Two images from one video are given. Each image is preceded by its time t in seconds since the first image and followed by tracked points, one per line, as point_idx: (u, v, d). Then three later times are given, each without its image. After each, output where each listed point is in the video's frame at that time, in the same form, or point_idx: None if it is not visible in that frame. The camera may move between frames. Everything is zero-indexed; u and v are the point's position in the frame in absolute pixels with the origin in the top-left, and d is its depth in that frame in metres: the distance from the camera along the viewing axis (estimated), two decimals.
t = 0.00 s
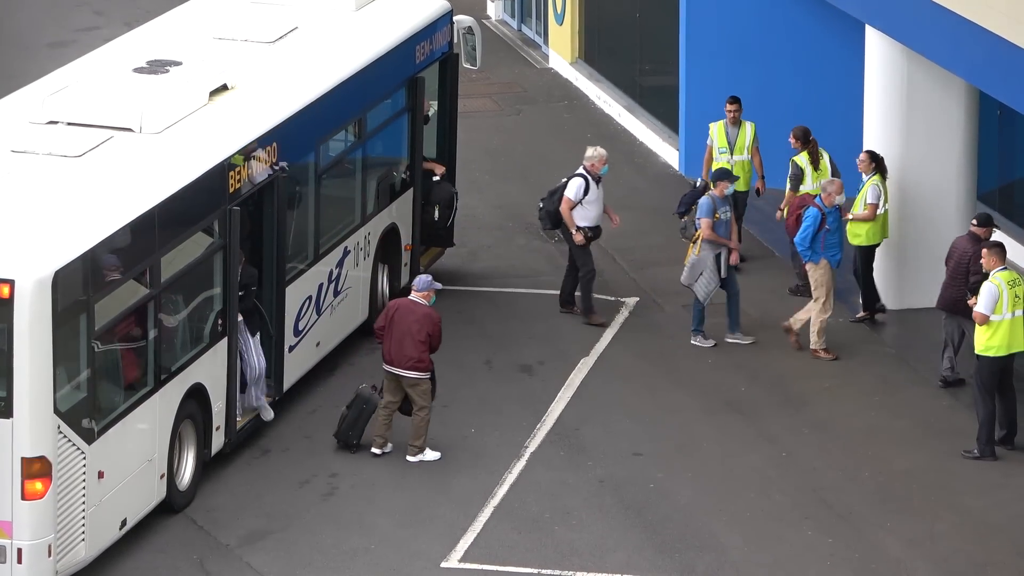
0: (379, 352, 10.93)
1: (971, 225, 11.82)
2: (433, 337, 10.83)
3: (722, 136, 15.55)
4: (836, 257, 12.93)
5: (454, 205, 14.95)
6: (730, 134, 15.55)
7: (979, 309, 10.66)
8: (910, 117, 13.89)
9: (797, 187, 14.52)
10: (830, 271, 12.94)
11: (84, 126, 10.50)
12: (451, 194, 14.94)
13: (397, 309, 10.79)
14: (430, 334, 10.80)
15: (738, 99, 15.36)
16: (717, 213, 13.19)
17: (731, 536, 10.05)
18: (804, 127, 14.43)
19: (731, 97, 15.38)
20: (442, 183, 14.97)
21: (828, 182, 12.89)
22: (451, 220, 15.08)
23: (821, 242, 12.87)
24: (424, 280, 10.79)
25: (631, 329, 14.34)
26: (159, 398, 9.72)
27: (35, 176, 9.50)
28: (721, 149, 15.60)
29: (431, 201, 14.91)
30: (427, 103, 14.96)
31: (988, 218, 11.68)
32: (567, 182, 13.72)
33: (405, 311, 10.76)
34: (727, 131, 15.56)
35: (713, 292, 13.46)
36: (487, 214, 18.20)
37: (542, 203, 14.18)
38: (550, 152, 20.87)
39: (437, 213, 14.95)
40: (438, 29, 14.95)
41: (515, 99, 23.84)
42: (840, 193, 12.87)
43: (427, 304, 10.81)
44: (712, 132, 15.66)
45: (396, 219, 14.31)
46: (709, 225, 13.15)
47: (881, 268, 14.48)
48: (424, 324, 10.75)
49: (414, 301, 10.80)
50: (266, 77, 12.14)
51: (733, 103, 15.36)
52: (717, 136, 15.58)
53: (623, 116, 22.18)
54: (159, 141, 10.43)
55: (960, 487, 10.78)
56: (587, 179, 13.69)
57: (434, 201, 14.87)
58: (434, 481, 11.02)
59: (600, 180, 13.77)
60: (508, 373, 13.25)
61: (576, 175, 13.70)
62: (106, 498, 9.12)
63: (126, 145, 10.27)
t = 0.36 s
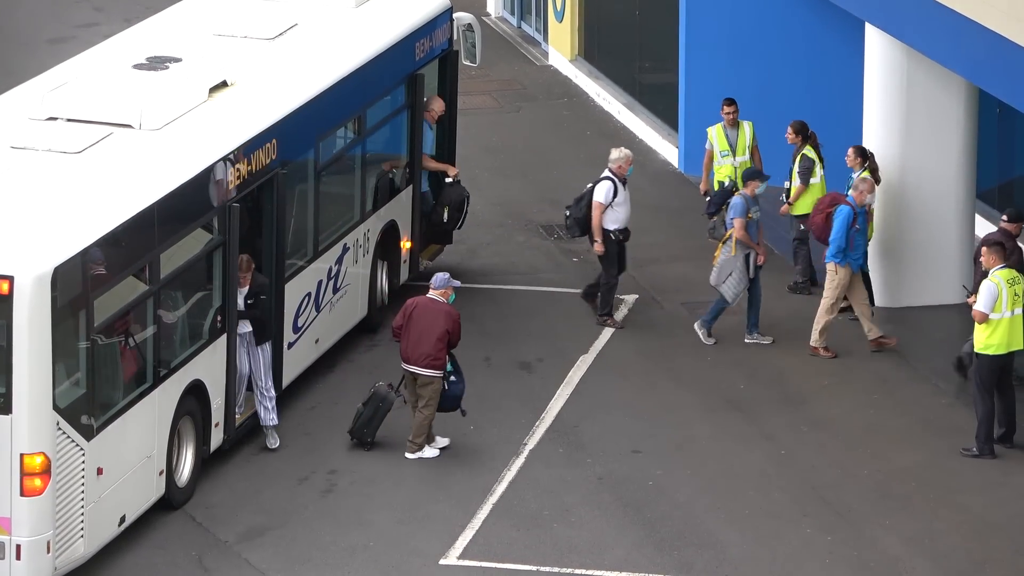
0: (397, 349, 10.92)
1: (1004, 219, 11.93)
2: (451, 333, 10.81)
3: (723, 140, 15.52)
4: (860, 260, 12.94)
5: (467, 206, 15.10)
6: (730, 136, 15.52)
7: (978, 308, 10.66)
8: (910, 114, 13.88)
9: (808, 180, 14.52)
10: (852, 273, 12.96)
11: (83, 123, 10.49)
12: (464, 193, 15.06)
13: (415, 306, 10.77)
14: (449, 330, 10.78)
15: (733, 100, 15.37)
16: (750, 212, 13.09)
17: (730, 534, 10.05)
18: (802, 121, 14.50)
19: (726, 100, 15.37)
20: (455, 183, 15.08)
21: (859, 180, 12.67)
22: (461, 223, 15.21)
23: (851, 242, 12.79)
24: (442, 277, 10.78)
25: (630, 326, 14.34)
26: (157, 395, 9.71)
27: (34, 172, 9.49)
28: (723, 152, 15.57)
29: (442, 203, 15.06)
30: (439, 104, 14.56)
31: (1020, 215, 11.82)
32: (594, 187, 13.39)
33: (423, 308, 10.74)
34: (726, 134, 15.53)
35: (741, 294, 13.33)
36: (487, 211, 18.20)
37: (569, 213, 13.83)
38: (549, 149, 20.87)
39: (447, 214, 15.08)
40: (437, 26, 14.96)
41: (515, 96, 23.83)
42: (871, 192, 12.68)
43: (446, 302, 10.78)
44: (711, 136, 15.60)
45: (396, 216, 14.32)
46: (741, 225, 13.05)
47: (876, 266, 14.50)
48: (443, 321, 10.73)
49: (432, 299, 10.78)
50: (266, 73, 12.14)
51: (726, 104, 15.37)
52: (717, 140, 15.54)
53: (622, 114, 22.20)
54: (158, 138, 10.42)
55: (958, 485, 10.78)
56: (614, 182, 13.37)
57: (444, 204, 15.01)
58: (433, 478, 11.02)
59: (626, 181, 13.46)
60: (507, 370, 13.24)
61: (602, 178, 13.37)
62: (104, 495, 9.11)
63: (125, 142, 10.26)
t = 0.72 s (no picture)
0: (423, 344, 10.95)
1: None
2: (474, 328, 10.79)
3: (725, 138, 15.51)
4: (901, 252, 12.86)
5: (486, 216, 14.63)
6: (732, 134, 15.53)
7: (977, 305, 10.66)
8: (910, 112, 13.88)
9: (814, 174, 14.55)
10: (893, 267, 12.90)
11: (83, 119, 10.49)
12: (481, 201, 14.58)
13: (439, 302, 10.79)
14: (472, 326, 10.77)
15: (735, 98, 15.43)
16: (777, 212, 13.11)
17: (729, 531, 10.05)
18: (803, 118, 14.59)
19: (729, 98, 15.41)
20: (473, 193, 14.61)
21: (898, 174, 12.69)
22: (481, 233, 14.70)
23: (892, 233, 12.77)
24: (465, 273, 10.72)
25: (629, 323, 14.33)
26: (157, 391, 9.71)
27: (34, 168, 9.48)
28: (725, 150, 15.55)
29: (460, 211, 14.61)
30: (459, 111, 14.48)
31: None
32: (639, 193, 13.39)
33: (446, 304, 10.75)
34: (728, 132, 15.53)
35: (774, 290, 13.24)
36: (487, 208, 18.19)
37: (607, 217, 13.79)
38: (548, 146, 20.87)
39: (465, 224, 14.64)
40: (437, 23, 14.96)
41: (514, 93, 23.83)
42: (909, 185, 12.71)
43: (470, 298, 10.77)
44: (713, 135, 15.60)
45: (395, 212, 14.32)
46: (768, 226, 13.01)
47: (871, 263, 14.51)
48: (466, 317, 10.73)
49: (457, 295, 10.76)
50: (266, 69, 12.13)
51: (728, 102, 15.42)
52: (720, 138, 15.53)
53: (621, 111, 22.19)
54: (158, 135, 10.42)
55: (957, 482, 10.78)
56: (658, 189, 13.38)
57: (461, 212, 14.56)
58: (432, 475, 11.03)
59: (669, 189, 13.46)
60: (506, 367, 13.24)
61: (646, 186, 13.38)
62: (103, 491, 9.11)
63: (125, 138, 10.26)
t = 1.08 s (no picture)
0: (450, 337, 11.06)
1: None
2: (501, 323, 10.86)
3: (728, 134, 15.47)
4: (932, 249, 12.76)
5: (513, 241, 14.27)
6: (736, 131, 15.50)
7: (976, 302, 10.66)
8: (909, 110, 13.88)
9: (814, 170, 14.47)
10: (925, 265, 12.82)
11: (81, 115, 10.47)
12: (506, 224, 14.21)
13: (470, 295, 10.92)
14: (499, 321, 10.85)
15: (743, 95, 15.33)
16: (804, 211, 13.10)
17: (728, 528, 10.06)
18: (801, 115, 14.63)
19: (737, 94, 15.35)
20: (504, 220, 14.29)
21: (926, 174, 12.38)
22: (510, 257, 14.36)
23: (922, 233, 12.62)
24: (501, 270, 10.91)
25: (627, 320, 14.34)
26: (155, 388, 9.71)
27: (33, 165, 9.48)
28: (727, 147, 15.50)
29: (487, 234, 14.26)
30: (491, 135, 13.95)
31: None
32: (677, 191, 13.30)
33: (477, 297, 10.88)
34: (732, 129, 15.50)
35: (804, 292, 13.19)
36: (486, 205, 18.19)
37: (648, 212, 13.71)
38: (547, 143, 20.86)
39: (492, 247, 14.26)
40: (436, 19, 14.95)
41: (513, 90, 23.83)
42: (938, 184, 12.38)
43: (501, 294, 10.91)
44: (718, 131, 15.57)
45: (394, 209, 14.32)
46: (795, 225, 13.04)
47: (869, 261, 14.54)
48: (494, 312, 10.83)
49: (489, 289, 10.93)
50: (264, 66, 12.12)
51: (737, 100, 15.31)
52: (723, 134, 15.50)
53: (620, 108, 22.20)
54: (156, 131, 10.40)
55: (955, 480, 10.79)
56: (698, 187, 13.25)
57: (488, 235, 14.22)
58: (431, 471, 11.03)
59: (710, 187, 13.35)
60: (505, 364, 13.23)
61: (685, 183, 13.29)
62: (102, 488, 9.11)
63: (123, 134, 10.25)
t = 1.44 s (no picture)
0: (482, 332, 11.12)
1: None
2: (532, 329, 10.85)
3: (727, 133, 15.48)
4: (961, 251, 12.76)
5: (536, 231, 13.93)
6: (734, 130, 15.50)
7: (973, 301, 10.66)
8: (906, 109, 13.88)
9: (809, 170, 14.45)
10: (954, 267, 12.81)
11: (77, 115, 10.46)
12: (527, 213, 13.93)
13: (501, 292, 10.90)
14: (529, 325, 10.85)
15: (742, 94, 15.33)
16: (828, 214, 12.95)
17: (725, 528, 10.06)
18: (801, 114, 14.55)
19: (736, 93, 15.33)
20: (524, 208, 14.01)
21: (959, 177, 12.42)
22: (533, 247, 14.01)
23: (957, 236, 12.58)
24: (531, 267, 10.79)
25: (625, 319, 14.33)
26: (152, 387, 9.70)
27: (29, 164, 9.46)
28: (726, 146, 15.53)
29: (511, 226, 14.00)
30: (519, 139, 13.77)
31: None
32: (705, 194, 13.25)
33: (506, 295, 10.85)
34: (731, 128, 15.50)
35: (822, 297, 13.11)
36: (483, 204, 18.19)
37: (679, 218, 13.73)
38: (544, 142, 20.85)
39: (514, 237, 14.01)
40: (433, 18, 14.95)
41: (510, 89, 23.81)
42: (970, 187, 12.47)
43: (530, 292, 10.83)
44: (716, 129, 15.57)
45: (391, 208, 14.32)
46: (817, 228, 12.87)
47: (865, 260, 14.55)
48: (522, 313, 10.80)
49: (519, 286, 10.85)
50: (262, 65, 12.12)
51: (736, 98, 15.32)
52: (721, 133, 15.51)
53: (618, 106, 22.20)
54: (152, 130, 10.38)
55: (953, 479, 10.79)
56: (726, 189, 13.24)
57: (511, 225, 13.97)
58: (428, 470, 11.03)
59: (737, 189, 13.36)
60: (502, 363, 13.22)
61: (714, 186, 13.25)
62: (100, 487, 9.10)
63: (120, 134, 10.23)
